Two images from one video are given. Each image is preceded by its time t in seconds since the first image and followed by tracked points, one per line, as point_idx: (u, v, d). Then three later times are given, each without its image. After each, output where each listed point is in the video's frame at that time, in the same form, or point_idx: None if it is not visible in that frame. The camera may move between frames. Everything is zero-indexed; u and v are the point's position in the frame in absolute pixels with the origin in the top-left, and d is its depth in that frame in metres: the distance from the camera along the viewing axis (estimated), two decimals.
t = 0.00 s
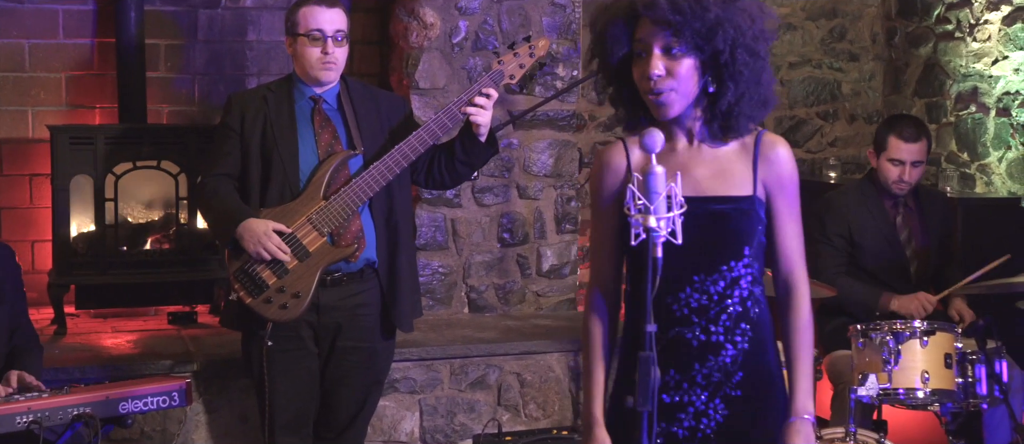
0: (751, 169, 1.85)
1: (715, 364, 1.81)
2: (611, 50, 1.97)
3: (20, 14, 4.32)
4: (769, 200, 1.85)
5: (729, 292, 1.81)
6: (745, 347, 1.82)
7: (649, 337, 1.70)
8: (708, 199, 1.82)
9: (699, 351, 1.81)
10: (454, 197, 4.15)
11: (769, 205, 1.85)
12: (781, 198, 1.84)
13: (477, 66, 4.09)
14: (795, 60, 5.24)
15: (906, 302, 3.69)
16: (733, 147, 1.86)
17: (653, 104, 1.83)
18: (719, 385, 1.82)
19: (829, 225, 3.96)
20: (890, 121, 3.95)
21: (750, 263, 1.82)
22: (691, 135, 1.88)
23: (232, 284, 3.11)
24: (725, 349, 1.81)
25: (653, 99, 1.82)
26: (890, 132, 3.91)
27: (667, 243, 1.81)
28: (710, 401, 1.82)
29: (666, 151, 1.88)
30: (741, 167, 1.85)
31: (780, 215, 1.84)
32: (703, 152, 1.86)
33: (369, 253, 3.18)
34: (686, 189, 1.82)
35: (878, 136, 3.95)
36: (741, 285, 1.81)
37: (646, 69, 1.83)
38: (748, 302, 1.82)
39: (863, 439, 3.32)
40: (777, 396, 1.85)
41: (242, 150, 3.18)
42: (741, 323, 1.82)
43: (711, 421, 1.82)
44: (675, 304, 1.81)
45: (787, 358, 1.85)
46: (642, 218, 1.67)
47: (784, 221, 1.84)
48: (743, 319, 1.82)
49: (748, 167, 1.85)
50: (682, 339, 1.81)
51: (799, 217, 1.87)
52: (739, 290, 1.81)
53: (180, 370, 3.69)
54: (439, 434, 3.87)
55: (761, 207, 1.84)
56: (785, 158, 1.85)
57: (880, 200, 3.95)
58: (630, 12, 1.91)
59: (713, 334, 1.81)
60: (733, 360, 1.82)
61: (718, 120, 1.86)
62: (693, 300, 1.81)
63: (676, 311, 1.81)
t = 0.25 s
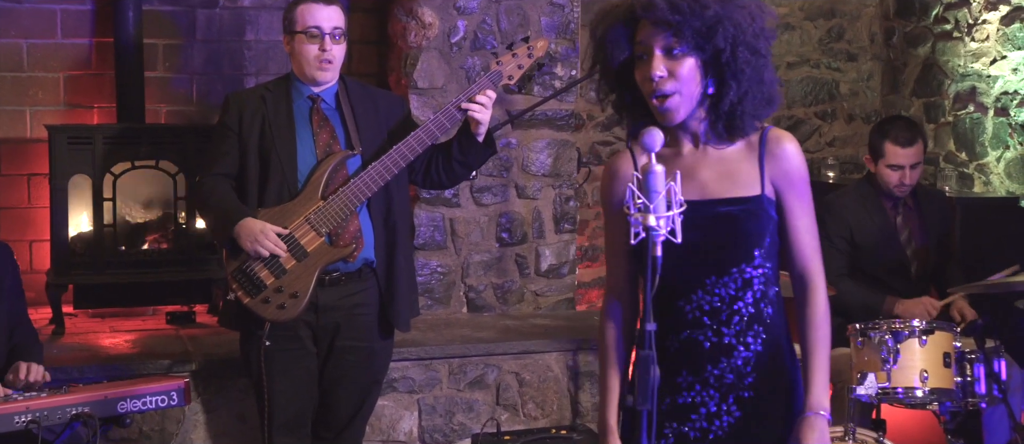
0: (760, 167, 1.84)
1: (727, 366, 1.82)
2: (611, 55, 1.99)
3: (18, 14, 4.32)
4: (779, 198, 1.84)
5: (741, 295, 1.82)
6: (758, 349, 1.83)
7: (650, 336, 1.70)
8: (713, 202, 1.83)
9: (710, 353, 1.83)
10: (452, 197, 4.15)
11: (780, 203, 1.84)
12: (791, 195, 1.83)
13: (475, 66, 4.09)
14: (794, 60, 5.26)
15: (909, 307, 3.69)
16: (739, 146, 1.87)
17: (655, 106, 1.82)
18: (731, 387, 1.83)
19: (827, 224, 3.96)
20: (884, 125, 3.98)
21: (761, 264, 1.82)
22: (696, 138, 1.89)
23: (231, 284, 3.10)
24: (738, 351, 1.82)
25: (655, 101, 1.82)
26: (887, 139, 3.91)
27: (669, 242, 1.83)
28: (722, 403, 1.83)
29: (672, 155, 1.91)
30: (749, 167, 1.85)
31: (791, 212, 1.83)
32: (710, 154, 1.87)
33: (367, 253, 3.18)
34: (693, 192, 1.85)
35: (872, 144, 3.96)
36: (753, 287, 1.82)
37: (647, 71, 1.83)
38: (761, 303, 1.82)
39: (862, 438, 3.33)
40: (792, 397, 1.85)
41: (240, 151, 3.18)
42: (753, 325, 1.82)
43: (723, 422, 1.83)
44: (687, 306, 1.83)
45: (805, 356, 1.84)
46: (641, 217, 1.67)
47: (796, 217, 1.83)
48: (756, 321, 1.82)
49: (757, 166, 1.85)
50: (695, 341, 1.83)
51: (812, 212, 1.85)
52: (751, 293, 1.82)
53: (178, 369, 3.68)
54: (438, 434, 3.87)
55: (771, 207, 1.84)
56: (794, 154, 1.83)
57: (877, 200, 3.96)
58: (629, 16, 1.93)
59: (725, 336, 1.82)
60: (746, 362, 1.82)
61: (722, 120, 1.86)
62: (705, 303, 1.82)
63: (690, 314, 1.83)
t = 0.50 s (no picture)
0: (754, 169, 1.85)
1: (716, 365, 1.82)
2: (607, 55, 1.99)
3: (13, 14, 4.32)
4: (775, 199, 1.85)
5: (730, 294, 1.82)
6: (746, 348, 1.83)
7: (640, 335, 1.69)
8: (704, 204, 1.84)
9: (698, 352, 1.83)
10: (445, 196, 4.15)
11: (776, 203, 1.86)
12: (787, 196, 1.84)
13: (468, 65, 4.09)
14: (787, 59, 5.21)
15: (897, 300, 3.72)
16: (734, 147, 1.87)
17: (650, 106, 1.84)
18: (720, 385, 1.83)
19: (820, 224, 3.95)
20: (890, 123, 3.95)
21: (749, 265, 1.82)
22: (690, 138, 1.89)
23: (223, 284, 3.10)
24: (727, 350, 1.82)
25: (649, 101, 1.83)
26: (890, 135, 3.88)
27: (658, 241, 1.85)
28: (711, 400, 1.84)
29: (666, 154, 1.92)
30: (743, 169, 1.86)
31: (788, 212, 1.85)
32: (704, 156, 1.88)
33: (359, 252, 3.17)
34: (685, 195, 1.86)
35: (877, 139, 3.92)
36: (742, 287, 1.82)
37: (641, 71, 1.83)
38: (751, 303, 1.83)
39: (854, 437, 3.32)
40: (783, 396, 1.85)
41: (233, 150, 3.18)
42: (743, 324, 1.83)
43: (711, 420, 1.84)
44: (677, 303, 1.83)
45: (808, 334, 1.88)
46: (632, 215, 1.67)
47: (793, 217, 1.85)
48: (746, 320, 1.83)
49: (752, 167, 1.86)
50: (684, 338, 1.83)
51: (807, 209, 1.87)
52: (741, 293, 1.82)
53: (171, 369, 3.68)
54: (431, 433, 3.87)
55: (767, 210, 1.85)
56: (789, 153, 1.84)
57: (871, 199, 3.95)
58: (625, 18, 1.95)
59: (714, 335, 1.82)
60: (734, 360, 1.82)
61: (716, 120, 1.85)
62: (694, 301, 1.82)
63: (680, 312, 1.83)
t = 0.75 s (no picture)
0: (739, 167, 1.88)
1: (693, 364, 1.81)
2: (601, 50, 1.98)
3: (4, 13, 4.32)
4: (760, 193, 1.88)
5: (707, 293, 1.82)
6: (722, 346, 1.82)
7: (630, 335, 1.68)
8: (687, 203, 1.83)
9: (675, 350, 1.81)
10: (437, 196, 4.15)
11: (759, 195, 1.89)
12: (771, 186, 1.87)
13: (460, 64, 4.10)
14: (779, 59, 5.20)
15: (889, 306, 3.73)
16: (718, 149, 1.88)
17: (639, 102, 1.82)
18: (696, 384, 1.82)
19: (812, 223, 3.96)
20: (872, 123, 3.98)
21: (727, 265, 1.83)
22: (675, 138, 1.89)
23: (215, 283, 3.10)
24: (703, 348, 1.82)
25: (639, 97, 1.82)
26: (870, 137, 3.92)
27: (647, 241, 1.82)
28: (688, 399, 1.82)
29: (649, 151, 1.90)
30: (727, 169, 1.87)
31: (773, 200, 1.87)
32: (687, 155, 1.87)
33: (351, 252, 3.17)
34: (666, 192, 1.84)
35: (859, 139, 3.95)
36: (719, 286, 1.82)
37: (636, 67, 1.81)
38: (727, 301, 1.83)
39: (845, 436, 3.32)
40: (757, 394, 1.85)
41: (224, 150, 3.17)
42: (719, 323, 1.82)
43: (688, 419, 1.83)
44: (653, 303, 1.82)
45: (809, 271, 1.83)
46: (621, 215, 1.66)
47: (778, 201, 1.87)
48: (722, 319, 1.82)
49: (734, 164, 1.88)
50: (660, 337, 1.81)
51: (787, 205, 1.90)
52: (717, 291, 1.82)
53: (163, 369, 3.68)
54: (423, 432, 3.88)
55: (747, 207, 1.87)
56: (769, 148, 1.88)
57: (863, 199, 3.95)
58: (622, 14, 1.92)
59: (690, 333, 1.81)
60: (711, 359, 1.82)
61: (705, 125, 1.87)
62: (671, 300, 1.81)
63: (655, 310, 1.82)
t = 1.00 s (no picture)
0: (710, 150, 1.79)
1: (669, 357, 1.73)
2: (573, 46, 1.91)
3: None
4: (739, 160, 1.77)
5: (681, 285, 1.73)
6: (696, 338, 1.75)
7: (625, 333, 1.66)
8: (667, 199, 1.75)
9: (650, 344, 1.74)
10: (431, 195, 4.15)
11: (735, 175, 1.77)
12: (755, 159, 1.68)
13: (454, 64, 4.10)
14: (773, 59, 5.20)
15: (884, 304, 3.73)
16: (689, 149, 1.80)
17: (644, 96, 1.73)
18: (671, 378, 1.74)
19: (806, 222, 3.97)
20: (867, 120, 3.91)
21: (701, 255, 1.74)
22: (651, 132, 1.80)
23: (209, 283, 3.10)
24: (677, 341, 1.74)
25: (644, 91, 1.73)
26: (864, 134, 3.88)
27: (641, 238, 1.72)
28: (663, 393, 1.75)
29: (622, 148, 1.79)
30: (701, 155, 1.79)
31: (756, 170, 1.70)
32: (661, 147, 1.79)
33: (345, 252, 3.18)
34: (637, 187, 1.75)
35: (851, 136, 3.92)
36: (692, 278, 1.74)
37: (648, 59, 1.72)
38: (700, 293, 1.75)
39: (839, 435, 3.33)
40: (729, 384, 1.78)
41: (218, 149, 3.17)
42: (693, 315, 1.74)
43: (662, 414, 1.75)
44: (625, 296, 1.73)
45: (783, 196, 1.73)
46: (616, 215, 1.63)
47: (762, 170, 1.70)
48: (695, 311, 1.75)
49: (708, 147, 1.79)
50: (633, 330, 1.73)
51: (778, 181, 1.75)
52: (691, 283, 1.74)
53: (157, 368, 3.68)
54: (417, 432, 3.87)
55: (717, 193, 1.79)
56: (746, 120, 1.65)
57: (856, 199, 3.97)
58: None
59: (665, 326, 1.73)
60: (686, 352, 1.74)
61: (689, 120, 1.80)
62: (646, 292, 1.73)
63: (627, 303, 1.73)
